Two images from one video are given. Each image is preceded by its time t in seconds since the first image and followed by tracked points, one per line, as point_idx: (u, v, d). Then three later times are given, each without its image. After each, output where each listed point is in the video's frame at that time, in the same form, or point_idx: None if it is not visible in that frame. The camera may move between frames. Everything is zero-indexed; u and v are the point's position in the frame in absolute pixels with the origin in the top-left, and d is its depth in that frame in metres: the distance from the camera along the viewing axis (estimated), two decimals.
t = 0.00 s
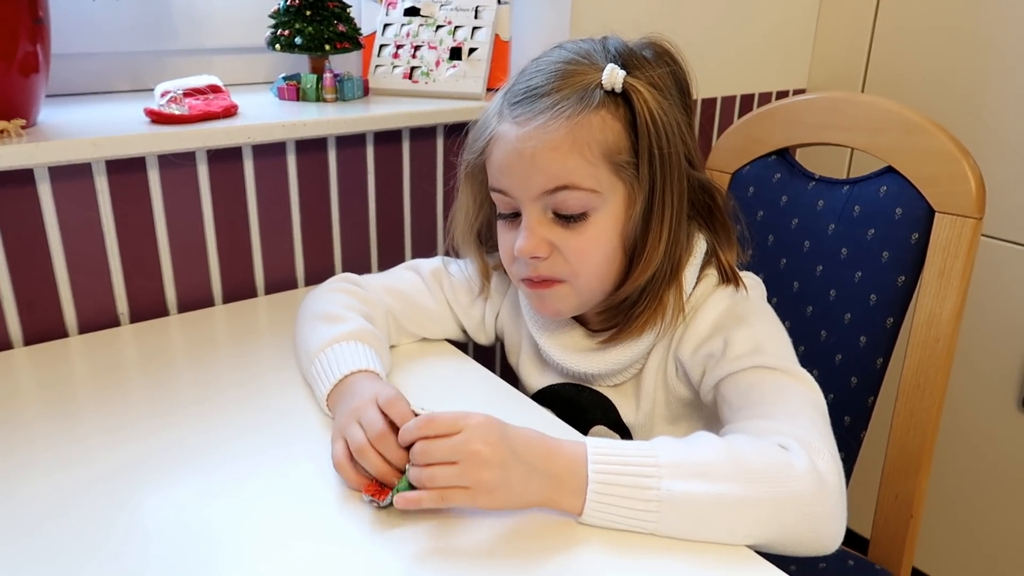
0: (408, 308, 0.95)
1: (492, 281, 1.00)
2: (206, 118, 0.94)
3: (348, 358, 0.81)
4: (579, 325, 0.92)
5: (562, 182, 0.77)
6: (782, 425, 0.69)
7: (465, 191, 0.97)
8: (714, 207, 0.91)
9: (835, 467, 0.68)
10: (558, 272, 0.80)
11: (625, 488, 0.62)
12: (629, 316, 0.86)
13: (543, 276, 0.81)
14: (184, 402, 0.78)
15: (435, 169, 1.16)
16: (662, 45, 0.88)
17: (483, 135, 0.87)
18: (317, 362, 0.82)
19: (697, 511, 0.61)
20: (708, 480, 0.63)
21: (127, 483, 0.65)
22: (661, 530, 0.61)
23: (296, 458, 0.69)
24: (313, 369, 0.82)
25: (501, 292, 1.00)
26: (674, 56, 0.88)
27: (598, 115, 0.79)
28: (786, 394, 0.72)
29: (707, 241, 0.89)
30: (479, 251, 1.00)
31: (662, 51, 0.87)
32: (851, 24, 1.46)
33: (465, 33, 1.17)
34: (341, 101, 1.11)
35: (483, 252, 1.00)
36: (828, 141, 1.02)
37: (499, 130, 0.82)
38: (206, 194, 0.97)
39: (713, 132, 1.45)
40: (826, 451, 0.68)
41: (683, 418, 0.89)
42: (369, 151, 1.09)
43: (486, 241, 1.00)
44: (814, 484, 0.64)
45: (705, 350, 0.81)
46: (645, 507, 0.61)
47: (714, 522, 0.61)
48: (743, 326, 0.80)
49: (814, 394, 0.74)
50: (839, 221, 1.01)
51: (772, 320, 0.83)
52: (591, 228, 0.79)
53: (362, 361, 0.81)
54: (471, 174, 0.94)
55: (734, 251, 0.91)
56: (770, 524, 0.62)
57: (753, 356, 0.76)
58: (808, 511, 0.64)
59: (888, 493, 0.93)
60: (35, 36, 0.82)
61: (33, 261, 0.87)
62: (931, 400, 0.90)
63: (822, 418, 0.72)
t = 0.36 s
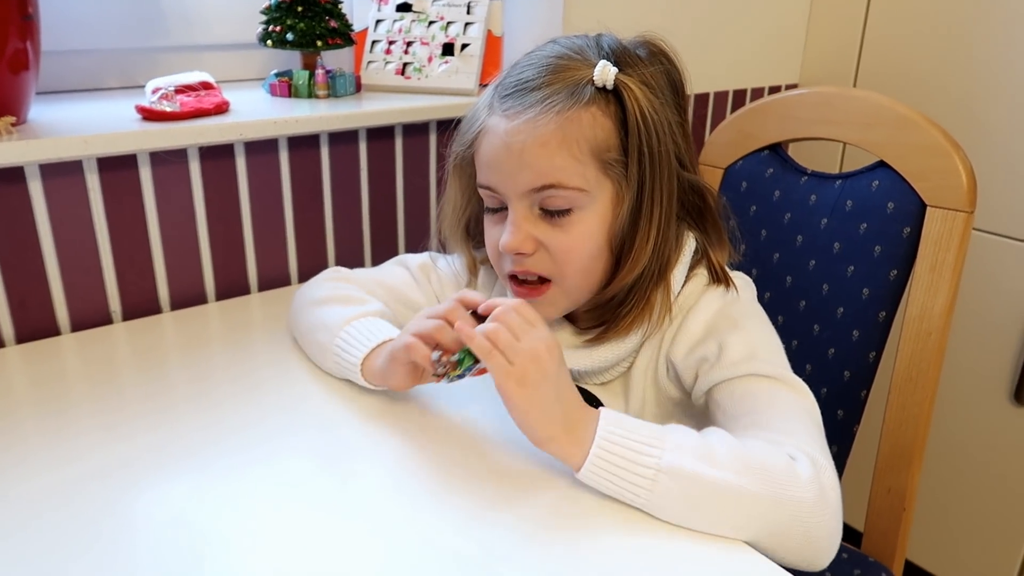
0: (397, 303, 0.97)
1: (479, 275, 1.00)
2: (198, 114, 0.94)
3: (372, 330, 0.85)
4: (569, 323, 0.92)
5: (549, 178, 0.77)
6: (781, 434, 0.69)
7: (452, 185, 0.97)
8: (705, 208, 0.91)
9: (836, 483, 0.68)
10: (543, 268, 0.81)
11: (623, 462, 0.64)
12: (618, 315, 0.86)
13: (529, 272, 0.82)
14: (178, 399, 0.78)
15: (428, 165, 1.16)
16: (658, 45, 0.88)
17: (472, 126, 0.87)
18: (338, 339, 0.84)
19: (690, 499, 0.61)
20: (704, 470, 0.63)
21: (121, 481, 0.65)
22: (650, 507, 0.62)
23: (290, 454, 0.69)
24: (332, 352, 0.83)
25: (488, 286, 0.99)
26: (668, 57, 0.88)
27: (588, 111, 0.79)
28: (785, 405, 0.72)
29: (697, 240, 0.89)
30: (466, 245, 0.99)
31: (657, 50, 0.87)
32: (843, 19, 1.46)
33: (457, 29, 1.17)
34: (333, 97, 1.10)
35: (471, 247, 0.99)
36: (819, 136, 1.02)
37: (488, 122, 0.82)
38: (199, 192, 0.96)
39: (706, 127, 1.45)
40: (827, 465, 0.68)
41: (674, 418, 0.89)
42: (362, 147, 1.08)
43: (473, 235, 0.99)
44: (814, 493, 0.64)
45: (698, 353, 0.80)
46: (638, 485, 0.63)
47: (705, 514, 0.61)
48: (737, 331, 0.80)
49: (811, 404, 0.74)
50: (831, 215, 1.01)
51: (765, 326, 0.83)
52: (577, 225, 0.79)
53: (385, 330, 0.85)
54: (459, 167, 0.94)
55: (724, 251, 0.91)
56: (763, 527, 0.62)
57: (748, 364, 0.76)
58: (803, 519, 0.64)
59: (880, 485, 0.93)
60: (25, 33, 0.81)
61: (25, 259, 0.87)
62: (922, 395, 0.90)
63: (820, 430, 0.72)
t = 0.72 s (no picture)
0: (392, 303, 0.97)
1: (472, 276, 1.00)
2: (191, 113, 0.93)
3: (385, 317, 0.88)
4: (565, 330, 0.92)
5: (534, 184, 0.78)
6: (779, 435, 0.69)
7: (441, 191, 0.97)
8: (697, 206, 0.92)
9: (834, 487, 0.67)
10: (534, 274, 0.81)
11: (618, 453, 0.64)
12: (609, 318, 0.86)
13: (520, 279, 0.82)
14: (172, 399, 0.78)
15: (422, 163, 1.16)
16: (642, 41, 0.88)
17: (458, 134, 0.87)
18: (351, 328, 0.85)
19: (684, 494, 0.61)
20: (699, 464, 0.64)
21: (116, 481, 0.65)
22: (643, 500, 0.62)
23: (285, 452, 0.69)
24: (346, 342, 0.84)
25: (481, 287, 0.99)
26: (654, 52, 0.88)
27: (571, 113, 0.79)
28: (782, 406, 0.72)
29: (690, 240, 0.89)
30: (459, 248, 0.99)
31: (642, 47, 0.86)
32: (835, 16, 1.47)
33: (450, 26, 1.17)
34: (327, 96, 1.10)
35: (463, 250, 0.99)
36: (812, 133, 1.02)
37: (472, 129, 0.82)
38: (192, 191, 0.96)
39: (699, 125, 1.46)
40: (825, 467, 0.67)
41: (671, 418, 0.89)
42: (356, 146, 1.08)
43: (465, 239, 0.99)
44: (811, 495, 0.64)
45: (695, 354, 0.81)
46: (632, 477, 0.63)
47: (697, 509, 0.61)
48: (733, 330, 0.80)
49: (808, 406, 0.74)
50: (824, 212, 1.01)
51: (761, 325, 0.83)
52: (565, 230, 0.80)
53: (397, 315, 0.88)
54: (446, 174, 0.95)
55: (717, 249, 0.92)
56: (756, 527, 0.62)
57: (744, 364, 0.76)
58: (798, 521, 0.63)
59: (874, 482, 0.94)
60: (17, 33, 0.81)
61: (17, 259, 0.87)
62: (915, 389, 0.90)
63: (818, 433, 0.72)
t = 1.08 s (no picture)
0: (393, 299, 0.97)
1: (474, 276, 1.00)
2: (193, 110, 0.93)
3: (388, 305, 0.88)
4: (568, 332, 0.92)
5: (541, 185, 0.77)
6: (777, 424, 0.69)
7: (444, 191, 0.97)
8: (700, 204, 0.92)
9: (835, 470, 0.67)
10: (537, 275, 0.81)
11: (614, 454, 0.64)
12: (613, 319, 0.86)
13: (524, 282, 0.82)
14: (176, 395, 0.78)
15: (424, 159, 1.16)
16: (647, 40, 0.88)
17: (462, 134, 0.87)
18: (355, 317, 0.86)
19: (683, 491, 0.62)
20: (696, 461, 0.64)
21: (120, 477, 0.65)
22: (644, 501, 0.63)
23: (289, 448, 0.69)
24: (350, 332, 0.84)
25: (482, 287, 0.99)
26: (658, 52, 0.88)
27: (578, 113, 0.78)
28: (781, 394, 0.72)
29: (692, 238, 0.89)
30: (461, 246, 0.99)
31: (646, 46, 0.86)
32: (837, 12, 1.47)
33: (452, 23, 1.17)
34: (329, 93, 1.10)
35: (464, 247, 0.99)
36: (815, 129, 1.02)
37: (477, 129, 0.81)
38: (195, 188, 0.96)
39: (701, 121, 1.46)
40: (826, 451, 0.67)
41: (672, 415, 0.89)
42: (358, 143, 1.08)
43: (467, 237, 0.99)
44: (811, 485, 0.64)
45: (693, 350, 0.81)
46: (631, 477, 0.63)
47: (697, 504, 0.61)
48: (731, 325, 0.80)
49: (805, 393, 0.74)
50: (827, 208, 1.01)
51: (757, 316, 0.83)
52: (571, 231, 0.79)
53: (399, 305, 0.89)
54: (450, 174, 0.95)
55: (719, 247, 0.92)
56: (760, 522, 0.62)
57: (740, 357, 0.76)
58: (801, 511, 0.63)
59: (876, 477, 0.94)
60: (19, 30, 0.81)
61: (21, 256, 0.87)
62: (918, 383, 0.90)
63: (817, 418, 0.72)
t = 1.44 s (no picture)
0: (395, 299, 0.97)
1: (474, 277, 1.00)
2: (195, 110, 0.93)
3: (389, 306, 0.88)
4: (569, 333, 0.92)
5: (542, 192, 0.77)
6: (779, 422, 0.69)
7: (443, 194, 0.96)
8: (701, 205, 0.92)
9: (837, 468, 0.67)
10: (540, 282, 0.81)
11: (616, 452, 0.64)
12: (614, 323, 0.86)
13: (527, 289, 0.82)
14: (178, 394, 0.78)
15: (425, 158, 1.16)
16: (643, 40, 0.88)
17: (461, 139, 0.86)
18: (358, 321, 0.85)
19: (685, 490, 0.62)
20: (697, 460, 0.63)
21: (123, 476, 0.65)
22: (646, 500, 0.63)
23: (292, 446, 0.69)
24: (353, 337, 0.84)
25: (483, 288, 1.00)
26: (655, 51, 0.88)
27: (578, 118, 0.78)
28: (782, 393, 0.72)
29: (692, 238, 0.89)
30: (461, 248, 0.99)
31: (642, 45, 0.86)
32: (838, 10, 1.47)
33: (453, 22, 1.17)
34: (330, 92, 1.10)
35: (465, 248, 0.99)
36: (817, 127, 1.02)
37: (477, 134, 0.81)
38: (197, 187, 0.96)
39: (703, 120, 1.45)
40: (828, 449, 0.67)
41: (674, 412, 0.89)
42: (360, 142, 1.08)
43: (468, 239, 0.99)
44: (814, 484, 0.64)
45: (693, 350, 0.81)
46: (632, 476, 0.63)
47: (699, 504, 0.61)
48: (731, 325, 0.79)
49: (807, 391, 0.74)
50: (829, 206, 1.01)
51: (757, 315, 0.83)
52: (573, 237, 0.79)
53: (401, 306, 0.88)
54: (450, 179, 0.94)
55: (720, 247, 0.91)
56: (761, 520, 0.62)
57: (741, 357, 0.76)
58: (803, 511, 0.63)
59: (879, 476, 0.94)
60: (21, 30, 0.81)
61: (23, 256, 0.87)
62: (921, 382, 0.90)
63: (819, 415, 0.72)
